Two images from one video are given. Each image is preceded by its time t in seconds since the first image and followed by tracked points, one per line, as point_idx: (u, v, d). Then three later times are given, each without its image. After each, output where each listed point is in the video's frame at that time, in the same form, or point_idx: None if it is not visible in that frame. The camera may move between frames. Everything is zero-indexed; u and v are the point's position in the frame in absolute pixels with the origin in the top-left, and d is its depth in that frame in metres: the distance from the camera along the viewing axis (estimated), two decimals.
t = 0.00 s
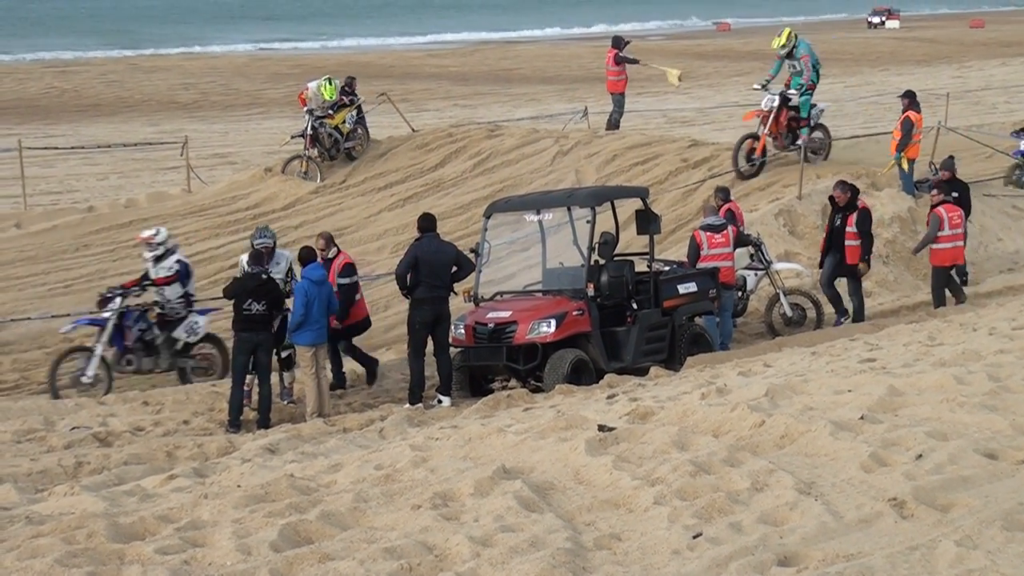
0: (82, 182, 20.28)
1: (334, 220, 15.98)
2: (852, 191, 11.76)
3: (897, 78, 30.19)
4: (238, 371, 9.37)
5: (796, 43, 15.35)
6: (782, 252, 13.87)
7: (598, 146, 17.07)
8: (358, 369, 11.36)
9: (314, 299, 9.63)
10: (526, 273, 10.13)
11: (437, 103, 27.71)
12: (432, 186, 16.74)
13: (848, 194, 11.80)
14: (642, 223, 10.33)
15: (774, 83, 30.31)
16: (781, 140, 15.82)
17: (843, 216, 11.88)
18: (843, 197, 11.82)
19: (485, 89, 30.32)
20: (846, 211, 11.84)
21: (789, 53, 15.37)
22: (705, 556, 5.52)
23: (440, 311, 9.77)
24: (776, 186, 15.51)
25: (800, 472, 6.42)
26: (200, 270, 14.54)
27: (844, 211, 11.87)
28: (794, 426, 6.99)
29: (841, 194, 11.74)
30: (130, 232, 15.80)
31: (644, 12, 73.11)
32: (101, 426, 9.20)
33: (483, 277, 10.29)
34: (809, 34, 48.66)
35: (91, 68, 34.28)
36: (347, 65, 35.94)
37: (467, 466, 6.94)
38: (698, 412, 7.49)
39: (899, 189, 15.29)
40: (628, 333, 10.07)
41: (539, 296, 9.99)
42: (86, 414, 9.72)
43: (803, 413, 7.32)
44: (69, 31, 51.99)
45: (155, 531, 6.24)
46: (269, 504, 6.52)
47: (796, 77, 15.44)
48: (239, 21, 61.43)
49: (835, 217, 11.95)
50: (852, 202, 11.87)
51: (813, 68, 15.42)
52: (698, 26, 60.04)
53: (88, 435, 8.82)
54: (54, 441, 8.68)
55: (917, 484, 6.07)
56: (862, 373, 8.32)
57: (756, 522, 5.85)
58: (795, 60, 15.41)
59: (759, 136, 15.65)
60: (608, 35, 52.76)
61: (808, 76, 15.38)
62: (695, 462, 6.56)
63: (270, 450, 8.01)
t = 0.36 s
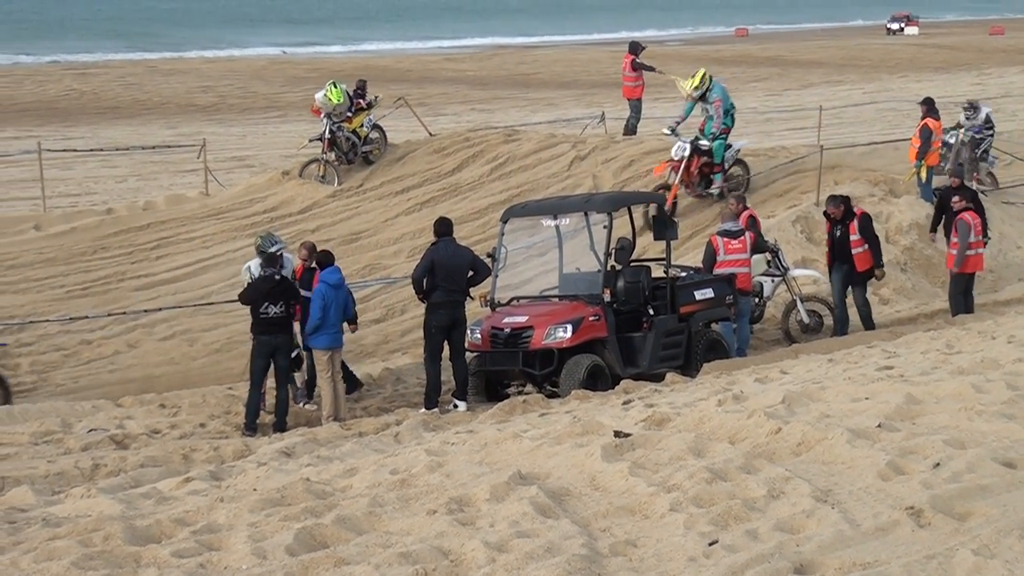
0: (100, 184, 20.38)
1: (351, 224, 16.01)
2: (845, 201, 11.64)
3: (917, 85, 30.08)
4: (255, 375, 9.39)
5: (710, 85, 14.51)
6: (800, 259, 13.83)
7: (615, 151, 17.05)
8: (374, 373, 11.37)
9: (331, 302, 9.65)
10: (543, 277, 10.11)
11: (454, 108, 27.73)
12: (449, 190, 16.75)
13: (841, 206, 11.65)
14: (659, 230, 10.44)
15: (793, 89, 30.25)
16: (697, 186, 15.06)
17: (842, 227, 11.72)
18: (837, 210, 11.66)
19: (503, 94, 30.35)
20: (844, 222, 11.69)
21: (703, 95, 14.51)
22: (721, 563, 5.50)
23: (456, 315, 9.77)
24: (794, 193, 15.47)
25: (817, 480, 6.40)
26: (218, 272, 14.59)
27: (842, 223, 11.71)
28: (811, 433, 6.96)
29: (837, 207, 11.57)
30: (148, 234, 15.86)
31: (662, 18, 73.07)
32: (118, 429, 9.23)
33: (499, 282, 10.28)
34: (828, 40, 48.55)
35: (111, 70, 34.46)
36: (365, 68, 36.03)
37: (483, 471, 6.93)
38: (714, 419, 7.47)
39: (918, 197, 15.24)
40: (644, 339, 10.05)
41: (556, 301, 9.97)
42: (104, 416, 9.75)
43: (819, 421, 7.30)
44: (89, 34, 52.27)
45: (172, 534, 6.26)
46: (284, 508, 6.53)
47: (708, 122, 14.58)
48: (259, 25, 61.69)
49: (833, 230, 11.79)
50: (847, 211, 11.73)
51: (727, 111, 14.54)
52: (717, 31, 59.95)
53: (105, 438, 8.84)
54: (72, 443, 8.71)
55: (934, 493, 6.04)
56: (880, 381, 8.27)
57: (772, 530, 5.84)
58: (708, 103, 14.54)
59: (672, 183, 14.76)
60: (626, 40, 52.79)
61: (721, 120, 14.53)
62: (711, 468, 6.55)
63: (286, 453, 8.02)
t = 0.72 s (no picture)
0: (119, 192, 20.47)
1: (368, 234, 16.04)
2: (851, 214, 11.62)
3: (936, 100, 29.99)
4: (269, 385, 9.41)
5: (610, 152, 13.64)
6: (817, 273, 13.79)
7: (632, 163, 17.04)
8: (390, 383, 11.37)
9: (348, 313, 9.66)
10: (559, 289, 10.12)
11: (472, 119, 27.77)
12: (467, 202, 16.77)
13: (847, 218, 11.62)
14: (675, 242, 10.31)
15: (812, 103, 30.19)
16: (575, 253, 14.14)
17: (848, 239, 11.67)
18: (844, 223, 11.63)
19: (521, 106, 30.41)
20: (850, 235, 11.64)
21: (601, 162, 13.66)
22: None
23: (472, 326, 9.78)
24: (811, 207, 15.44)
25: (833, 495, 6.37)
26: (235, 281, 14.63)
27: (848, 234, 11.66)
28: (827, 448, 6.93)
29: (842, 221, 11.55)
30: (166, 243, 15.92)
31: (681, 32, 73.10)
32: (134, 437, 9.27)
33: (516, 293, 10.29)
34: (848, 55, 48.46)
35: (131, 79, 34.65)
36: (384, 79, 36.14)
37: (498, 483, 6.92)
38: (730, 432, 7.44)
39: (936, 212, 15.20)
40: (661, 351, 10.04)
41: (572, 314, 9.98)
42: (120, 424, 9.79)
43: (836, 436, 7.27)
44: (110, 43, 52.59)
45: (187, 543, 6.27)
46: (299, 519, 6.54)
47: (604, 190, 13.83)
48: (278, 35, 61.98)
49: (840, 243, 11.74)
50: (853, 224, 11.68)
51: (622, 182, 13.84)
52: (735, 45, 59.93)
53: (121, 446, 8.87)
54: (88, 451, 8.74)
55: (952, 509, 6.00)
56: (897, 396, 8.23)
57: (788, 544, 5.81)
58: (605, 170, 13.79)
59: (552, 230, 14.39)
60: (644, 53, 52.83)
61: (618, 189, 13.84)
62: (727, 483, 6.52)
63: (301, 463, 8.03)
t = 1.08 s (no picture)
0: (142, 205, 20.58)
1: (389, 248, 16.08)
2: (863, 232, 11.42)
3: (958, 115, 29.87)
4: (289, 398, 9.44)
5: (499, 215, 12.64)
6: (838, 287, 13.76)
7: (653, 178, 17.03)
8: (411, 397, 11.38)
9: (369, 326, 9.68)
10: (580, 304, 10.11)
11: (494, 133, 27.82)
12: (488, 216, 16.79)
13: (858, 235, 11.41)
14: (696, 257, 10.27)
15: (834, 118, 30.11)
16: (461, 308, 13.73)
17: (854, 258, 11.52)
18: (854, 239, 11.43)
19: (542, 120, 30.42)
20: (858, 253, 11.48)
21: (489, 225, 12.59)
22: None
23: (494, 341, 9.78)
24: (833, 222, 15.39)
25: (854, 511, 6.34)
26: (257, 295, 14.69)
27: (855, 253, 11.50)
28: (849, 464, 6.89)
29: (852, 237, 11.36)
30: (188, 256, 16.00)
31: (702, 47, 73.05)
32: (156, 450, 9.30)
33: (536, 308, 10.28)
34: (870, 70, 48.33)
35: (155, 93, 34.87)
36: (406, 93, 36.25)
37: (518, 498, 6.91)
38: (751, 447, 7.42)
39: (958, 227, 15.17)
40: (681, 366, 10.02)
41: (593, 328, 9.97)
42: (142, 437, 9.83)
43: (858, 452, 7.23)
44: (133, 57, 52.93)
45: (207, 557, 6.28)
46: (319, 532, 6.55)
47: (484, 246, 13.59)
48: (300, 49, 62.28)
49: (846, 260, 11.59)
50: (863, 243, 11.51)
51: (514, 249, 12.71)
52: (757, 59, 59.84)
53: (143, 459, 8.91)
54: (110, 464, 8.78)
55: (974, 526, 5.96)
56: (919, 412, 8.18)
57: (809, 560, 5.79)
58: (495, 235, 12.69)
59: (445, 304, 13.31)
60: (665, 68, 52.81)
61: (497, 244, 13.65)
62: (747, 498, 6.49)
63: (321, 477, 8.04)
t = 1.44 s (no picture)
0: (156, 215, 20.65)
1: (402, 255, 16.09)
2: (866, 234, 11.30)
3: (972, 117, 29.77)
4: (302, 406, 9.45)
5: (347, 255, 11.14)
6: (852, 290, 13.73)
7: (666, 182, 17.01)
8: (425, 404, 11.39)
9: (381, 334, 9.69)
10: (593, 309, 10.10)
11: (506, 139, 27.83)
12: (501, 222, 16.80)
13: (860, 236, 11.30)
14: (709, 262, 10.27)
15: (846, 121, 30.04)
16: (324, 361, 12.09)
17: (855, 259, 11.44)
18: (856, 239, 11.32)
19: (554, 125, 30.43)
20: (859, 255, 11.39)
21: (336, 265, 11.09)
22: None
23: (508, 347, 9.78)
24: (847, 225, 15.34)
25: (870, 515, 6.31)
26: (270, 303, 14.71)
27: (857, 255, 11.41)
28: (865, 467, 6.87)
29: (854, 238, 11.26)
30: (202, 264, 16.05)
31: (714, 52, 72.99)
32: (171, 459, 9.32)
33: (550, 313, 10.27)
34: (884, 72, 48.22)
35: (168, 102, 34.98)
36: (418, 100, 36.29)
37: (533, 504, 6.91)
38: (766, 451, 7.39)
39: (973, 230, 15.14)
40: (695, 370, 10.00)
41: (606, 333, 9.96)
42: (157, 446, 9.86)
43: (873, 455, 7.20)
44: (146, 67, 53.16)
45: (222, 565, 6.30)
46: (334, 540, 6.56)
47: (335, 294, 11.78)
48: (312, 57, 62.42)
49: (847, 260, 11.51)
50: (865, 244, 11.40)
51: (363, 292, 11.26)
52: (769, 63, 59.70)
53: (158, 468, 8.93)
54: (125, 472, 8.81)
55: (990, 528, 5.93)
56: (934, 414, 8.14)
57: (825, 564, 5.77)
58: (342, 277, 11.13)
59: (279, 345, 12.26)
60: (678, 73, 52.79)
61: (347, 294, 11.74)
62: (763, 502, 6.48)
63: (336, 484, 8.05)
